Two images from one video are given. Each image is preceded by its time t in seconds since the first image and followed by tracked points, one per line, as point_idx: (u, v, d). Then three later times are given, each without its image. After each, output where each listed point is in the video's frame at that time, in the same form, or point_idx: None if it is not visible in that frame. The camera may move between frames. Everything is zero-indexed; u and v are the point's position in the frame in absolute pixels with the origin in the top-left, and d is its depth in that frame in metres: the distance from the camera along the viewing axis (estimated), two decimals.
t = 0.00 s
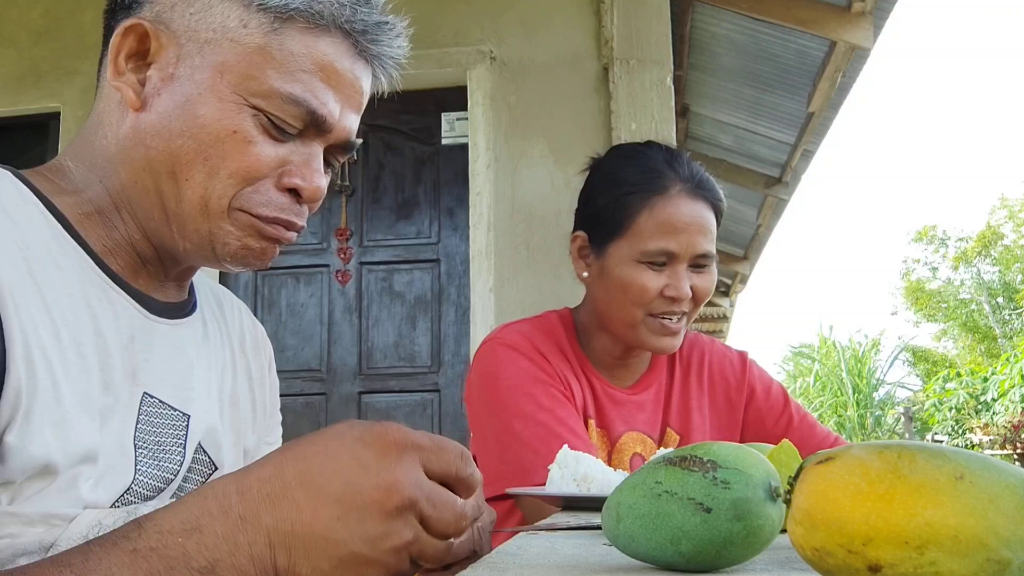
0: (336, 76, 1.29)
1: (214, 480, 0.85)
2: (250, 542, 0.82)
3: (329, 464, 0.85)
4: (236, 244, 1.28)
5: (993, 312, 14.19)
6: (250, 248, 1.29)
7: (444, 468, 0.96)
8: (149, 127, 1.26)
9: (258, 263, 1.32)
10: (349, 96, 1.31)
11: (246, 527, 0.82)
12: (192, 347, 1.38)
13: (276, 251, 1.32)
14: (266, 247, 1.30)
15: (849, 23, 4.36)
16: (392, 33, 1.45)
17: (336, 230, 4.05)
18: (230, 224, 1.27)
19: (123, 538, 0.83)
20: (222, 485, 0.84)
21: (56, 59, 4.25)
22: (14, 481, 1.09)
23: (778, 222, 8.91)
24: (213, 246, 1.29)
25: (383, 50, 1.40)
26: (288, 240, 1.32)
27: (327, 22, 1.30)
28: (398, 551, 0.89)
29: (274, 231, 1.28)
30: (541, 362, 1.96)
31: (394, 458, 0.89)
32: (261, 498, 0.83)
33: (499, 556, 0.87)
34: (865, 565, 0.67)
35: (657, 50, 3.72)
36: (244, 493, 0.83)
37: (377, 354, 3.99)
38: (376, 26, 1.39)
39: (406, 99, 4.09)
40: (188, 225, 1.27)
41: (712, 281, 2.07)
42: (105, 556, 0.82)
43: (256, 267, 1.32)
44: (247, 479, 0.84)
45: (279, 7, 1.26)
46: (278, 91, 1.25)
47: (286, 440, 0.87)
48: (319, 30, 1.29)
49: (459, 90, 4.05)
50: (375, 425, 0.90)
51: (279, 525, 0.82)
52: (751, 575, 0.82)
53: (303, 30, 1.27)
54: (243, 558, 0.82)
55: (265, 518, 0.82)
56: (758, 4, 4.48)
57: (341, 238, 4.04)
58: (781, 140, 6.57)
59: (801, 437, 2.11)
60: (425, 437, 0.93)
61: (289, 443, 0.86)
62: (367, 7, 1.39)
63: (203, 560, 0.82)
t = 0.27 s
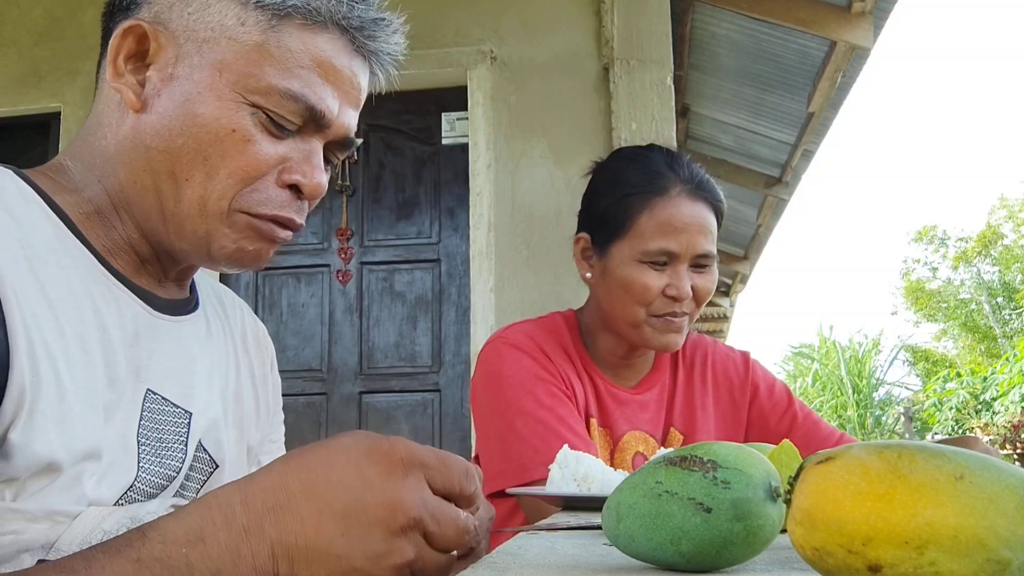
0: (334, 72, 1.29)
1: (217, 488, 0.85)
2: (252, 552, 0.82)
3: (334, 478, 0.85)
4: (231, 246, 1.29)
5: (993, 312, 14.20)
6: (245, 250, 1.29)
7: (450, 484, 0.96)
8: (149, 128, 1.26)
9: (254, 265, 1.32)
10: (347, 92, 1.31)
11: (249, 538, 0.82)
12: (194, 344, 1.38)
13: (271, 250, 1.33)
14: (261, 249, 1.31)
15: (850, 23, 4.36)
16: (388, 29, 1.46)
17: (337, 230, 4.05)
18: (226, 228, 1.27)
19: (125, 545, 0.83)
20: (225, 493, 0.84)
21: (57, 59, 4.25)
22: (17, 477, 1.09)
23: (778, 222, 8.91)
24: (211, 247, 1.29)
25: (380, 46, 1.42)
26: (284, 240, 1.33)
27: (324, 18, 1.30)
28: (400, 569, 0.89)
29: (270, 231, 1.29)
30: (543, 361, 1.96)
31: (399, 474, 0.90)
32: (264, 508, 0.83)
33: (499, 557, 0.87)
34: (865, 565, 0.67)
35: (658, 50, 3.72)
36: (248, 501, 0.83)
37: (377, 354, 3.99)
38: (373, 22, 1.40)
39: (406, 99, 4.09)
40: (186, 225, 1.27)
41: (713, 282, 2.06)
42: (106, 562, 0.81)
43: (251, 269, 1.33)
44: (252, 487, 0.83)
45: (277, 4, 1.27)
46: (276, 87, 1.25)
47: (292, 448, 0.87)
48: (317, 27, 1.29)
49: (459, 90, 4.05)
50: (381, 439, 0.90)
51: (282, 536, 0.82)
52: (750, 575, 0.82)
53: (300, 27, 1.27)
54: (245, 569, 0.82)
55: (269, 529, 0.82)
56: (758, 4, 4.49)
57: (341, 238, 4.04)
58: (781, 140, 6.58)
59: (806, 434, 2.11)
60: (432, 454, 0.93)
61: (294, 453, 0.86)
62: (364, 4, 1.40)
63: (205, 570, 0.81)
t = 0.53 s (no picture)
0: (335, 68, 1.29)
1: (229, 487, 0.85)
2: (267, 550, 0.83)
3: (346, 474, 0.85)
4: (235, 243, 1.28)
5: (993, 313, 14.19)
6: (248, 248, 1.29)
7: (458, 482, 0.96)
8: (152, 126, 1.25)
9: (257, 263, 1.32)
10: (348, 88, 1.32)
11: (262, 536, 0.83)
12: (198, 339, 1.38)
13: (275, 249, 1.32)
14: (265, 246, 1.30)
15: (849, 23, 4.36)
16: (388, 26, 1.47)
17: (337, 230, 4.05)
18: (231, 224, 1.28)
19: (137, 544, 0.85)
20: (237, 492, 0.84)
21: (57, 60, 4.25)
22: (24, 472, 1.07)
23: (778, 222, 8.91)
24: (215, 244, 1.29)
25: (380, 43, 1.42)
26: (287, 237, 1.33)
27: (325, 15, 1.31)
28: (412, 564, 0.89)
29: (272, 227, 1.28)
30: (544, 360, 1.96)
31: (411, 471, 0.90)
32: (278, 506, 0.83)
33: (500, 556, 0.87)
34: (865, 565, 0.67)
35: (658, 50, 3.72)
36: (261, 499, 0.84)
37: (377, 354, 3.99)
38: (373, 19, 1.41)
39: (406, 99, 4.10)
40: (190, 222, 1.27)
41: (714, 281, 2.07)
42: (119, 561, 0.83)
43: (255, 266, 1.32)
44: (265, 488, 0.84)
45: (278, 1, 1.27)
46: (278, 83, 1.26)
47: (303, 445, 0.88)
48: (317, 23, 1.30)
49: (459, 90, 4.05)
50: (390, 435, 0.90)
51: (296, 534, 0.83)
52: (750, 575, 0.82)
53: (301, 23, 1.28)
54: (258, 566, 0.83)
55: (282, 527, 0.83)
56: (757, 5, 4.49)
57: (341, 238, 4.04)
58: (781, 140, 6.58)
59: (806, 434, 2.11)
60: (441, 451, 0.93)
61: (305, 452, 0.86)
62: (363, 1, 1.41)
63: (218, 567, 0.83)
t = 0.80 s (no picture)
0: (337, 68, 1.30)
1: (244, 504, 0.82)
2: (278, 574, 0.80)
3: (367, 506, 0.83)
4: (242, 238, 1.28)
5: (993, 313, 14.19)
6: (256, 241, 1.29)
7: (471, 512, 0.95)
8: (156, 125, 1.25)
9: (265, 259, 1.32)
10: (350, 88, 1.32)
11: (275, 560, 0.80)
12: (203, 337, 1.38)
13: (282, 244, 1.32)
14: (273, 242, 1.30)
15: (849, 24, 4.36)
16: (390, 27, 1.47)
17: (337, 230, 4.05)
18: (238, 218, 1.27)
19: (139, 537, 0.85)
20: (254, 510, 0.81)
21: (58, 60, 4.25)
22: (30, 469, 1.07)
23: (779, 222, 8.91)
24: (221, 241, 1.29)
25: (382, 43, 1.43)
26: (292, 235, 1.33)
27: (328, 15, 1.31)
28: None
29: (281, 223, 1.29)
30: (546, 359, 1.97)
31: (429, 506, 0.88)
32: (296, 530, 0.80)
33: (499, 556, 0.87)
34: (865, 565, 0.67)
35: (658, 50, 3.72)
36: (278, 520, 0.80)
37: (377, 354, 3.99)
38: (375, 20, 1.42)
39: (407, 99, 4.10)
40: (196, 217, 1.27)
41: (717, 281, 2.07)
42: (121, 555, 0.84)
43: (262, 263, 1.32)
44: (283, 507, 0.81)
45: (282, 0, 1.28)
46: (281, 82, 1.25)
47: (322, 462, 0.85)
48: (320, 23, 1.30)
49: (460, 90, 4.05)
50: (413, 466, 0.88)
51: (310, 560, 0.81)
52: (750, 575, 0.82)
53: (304, 23, 1.28)
54: None
55: (297, 552, 0.80)
56: (757, 5, 4.49)
57: (341, 238, 4.04)
58: (781, 140, 6.58)
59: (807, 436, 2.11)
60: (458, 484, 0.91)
61: (327, 472, 0.83)
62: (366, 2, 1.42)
63: None
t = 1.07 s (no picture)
0: (340, 65, 1.30)
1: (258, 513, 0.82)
2: None
3: (376, 533, 0.83)
4: (241, 239, 1.28)
5: (993, 313, 14.19)
6: (255, 244, 1.29)
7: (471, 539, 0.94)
8: (158, 122, 1.25)
9: (263, 259, 1.32)
10: (352, 85, 1.32)
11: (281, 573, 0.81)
12: (206, 337, 1.38)
13: (281, 245, 1.32)
14: (271, 243, 1.30)
15: (849, 24, 4.36)
16: (392, 24, 1.47)
17: (337, 230, 4.05)
18: (237, 220, 1.27)
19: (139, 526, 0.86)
20: (267, 524, 0.81)
21: (57, 60, 4.25)
22: (32, 468, 1.07)
23: (779, 222, 8.91)
24: (220, 242, 1.29)
25: (384, 40, 1.43)
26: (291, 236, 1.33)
27: (330, 11, 1.32)
28: None
29: (278, 224, 1.29)
30: (549, 359, 1.97)
31: (435, 537, 0.88)
32: (305, 549, 0.81)
33: (499, 556, 0.87)
34: (865, 565, 0.67)
35: (658, 50, 3.72)
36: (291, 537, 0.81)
37: (378, 354, 3.99)
38: (377, 17, 1.42)
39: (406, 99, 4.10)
40: (196, 217, 1.27)
41: (719, 283, 2.08)
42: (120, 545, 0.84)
43: (260, 263, 1.32)
44: (295, 521, 0.81)
45: None
46: (283, 79, 1.25)
47: (339, 477, 0.84)
48: (322, 20, 1.30)
49: (460, 90, 4.05)
50: (426, 494, 0.88)
51: None
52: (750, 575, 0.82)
53: (307, 20, 1.28)
54: None
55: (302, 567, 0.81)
56: (757, 5, 4.49)
57: (341, 238, 4.04)
58: (781, 140, 6.58)
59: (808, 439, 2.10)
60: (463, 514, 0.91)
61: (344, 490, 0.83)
62: None
63: None
